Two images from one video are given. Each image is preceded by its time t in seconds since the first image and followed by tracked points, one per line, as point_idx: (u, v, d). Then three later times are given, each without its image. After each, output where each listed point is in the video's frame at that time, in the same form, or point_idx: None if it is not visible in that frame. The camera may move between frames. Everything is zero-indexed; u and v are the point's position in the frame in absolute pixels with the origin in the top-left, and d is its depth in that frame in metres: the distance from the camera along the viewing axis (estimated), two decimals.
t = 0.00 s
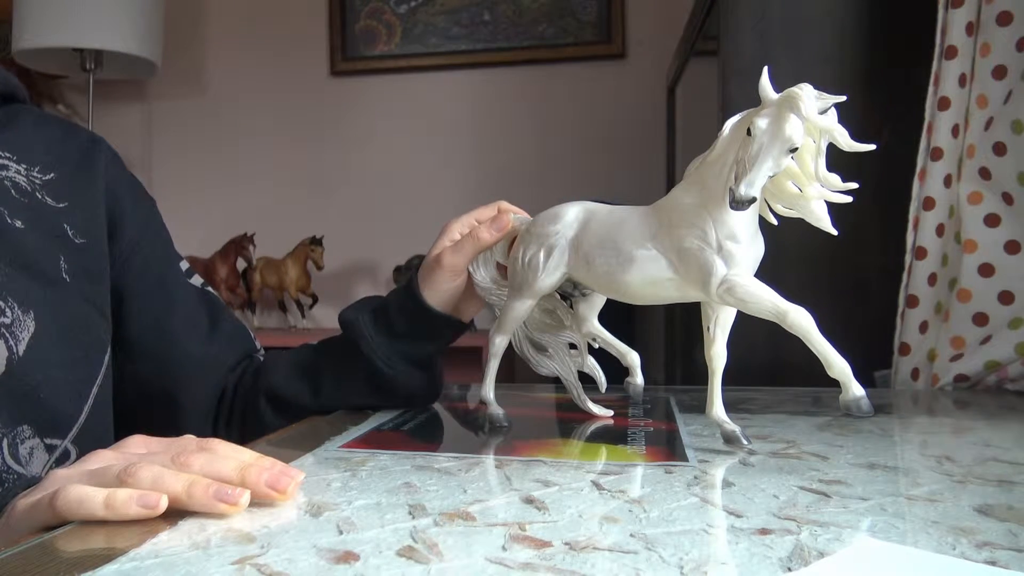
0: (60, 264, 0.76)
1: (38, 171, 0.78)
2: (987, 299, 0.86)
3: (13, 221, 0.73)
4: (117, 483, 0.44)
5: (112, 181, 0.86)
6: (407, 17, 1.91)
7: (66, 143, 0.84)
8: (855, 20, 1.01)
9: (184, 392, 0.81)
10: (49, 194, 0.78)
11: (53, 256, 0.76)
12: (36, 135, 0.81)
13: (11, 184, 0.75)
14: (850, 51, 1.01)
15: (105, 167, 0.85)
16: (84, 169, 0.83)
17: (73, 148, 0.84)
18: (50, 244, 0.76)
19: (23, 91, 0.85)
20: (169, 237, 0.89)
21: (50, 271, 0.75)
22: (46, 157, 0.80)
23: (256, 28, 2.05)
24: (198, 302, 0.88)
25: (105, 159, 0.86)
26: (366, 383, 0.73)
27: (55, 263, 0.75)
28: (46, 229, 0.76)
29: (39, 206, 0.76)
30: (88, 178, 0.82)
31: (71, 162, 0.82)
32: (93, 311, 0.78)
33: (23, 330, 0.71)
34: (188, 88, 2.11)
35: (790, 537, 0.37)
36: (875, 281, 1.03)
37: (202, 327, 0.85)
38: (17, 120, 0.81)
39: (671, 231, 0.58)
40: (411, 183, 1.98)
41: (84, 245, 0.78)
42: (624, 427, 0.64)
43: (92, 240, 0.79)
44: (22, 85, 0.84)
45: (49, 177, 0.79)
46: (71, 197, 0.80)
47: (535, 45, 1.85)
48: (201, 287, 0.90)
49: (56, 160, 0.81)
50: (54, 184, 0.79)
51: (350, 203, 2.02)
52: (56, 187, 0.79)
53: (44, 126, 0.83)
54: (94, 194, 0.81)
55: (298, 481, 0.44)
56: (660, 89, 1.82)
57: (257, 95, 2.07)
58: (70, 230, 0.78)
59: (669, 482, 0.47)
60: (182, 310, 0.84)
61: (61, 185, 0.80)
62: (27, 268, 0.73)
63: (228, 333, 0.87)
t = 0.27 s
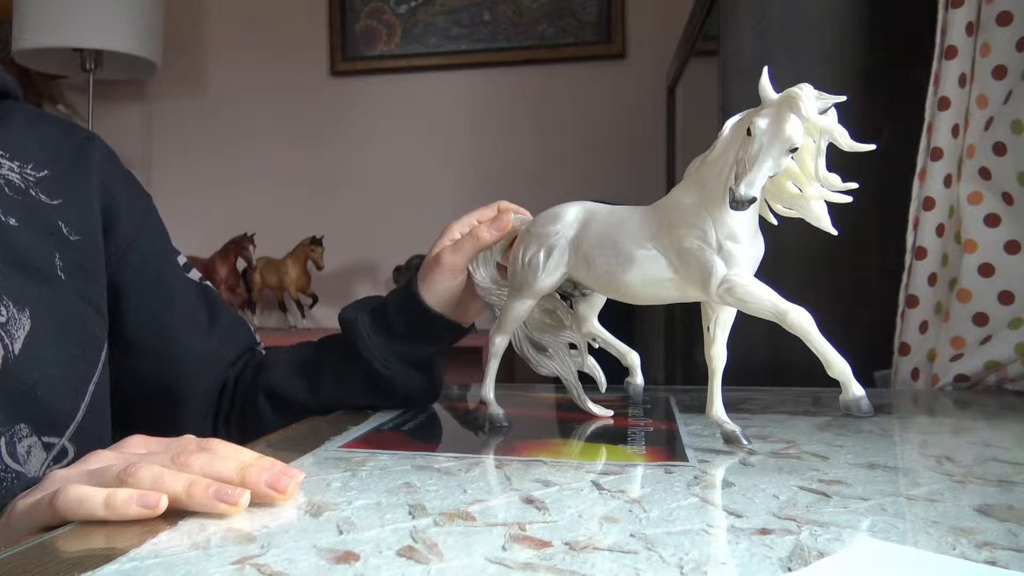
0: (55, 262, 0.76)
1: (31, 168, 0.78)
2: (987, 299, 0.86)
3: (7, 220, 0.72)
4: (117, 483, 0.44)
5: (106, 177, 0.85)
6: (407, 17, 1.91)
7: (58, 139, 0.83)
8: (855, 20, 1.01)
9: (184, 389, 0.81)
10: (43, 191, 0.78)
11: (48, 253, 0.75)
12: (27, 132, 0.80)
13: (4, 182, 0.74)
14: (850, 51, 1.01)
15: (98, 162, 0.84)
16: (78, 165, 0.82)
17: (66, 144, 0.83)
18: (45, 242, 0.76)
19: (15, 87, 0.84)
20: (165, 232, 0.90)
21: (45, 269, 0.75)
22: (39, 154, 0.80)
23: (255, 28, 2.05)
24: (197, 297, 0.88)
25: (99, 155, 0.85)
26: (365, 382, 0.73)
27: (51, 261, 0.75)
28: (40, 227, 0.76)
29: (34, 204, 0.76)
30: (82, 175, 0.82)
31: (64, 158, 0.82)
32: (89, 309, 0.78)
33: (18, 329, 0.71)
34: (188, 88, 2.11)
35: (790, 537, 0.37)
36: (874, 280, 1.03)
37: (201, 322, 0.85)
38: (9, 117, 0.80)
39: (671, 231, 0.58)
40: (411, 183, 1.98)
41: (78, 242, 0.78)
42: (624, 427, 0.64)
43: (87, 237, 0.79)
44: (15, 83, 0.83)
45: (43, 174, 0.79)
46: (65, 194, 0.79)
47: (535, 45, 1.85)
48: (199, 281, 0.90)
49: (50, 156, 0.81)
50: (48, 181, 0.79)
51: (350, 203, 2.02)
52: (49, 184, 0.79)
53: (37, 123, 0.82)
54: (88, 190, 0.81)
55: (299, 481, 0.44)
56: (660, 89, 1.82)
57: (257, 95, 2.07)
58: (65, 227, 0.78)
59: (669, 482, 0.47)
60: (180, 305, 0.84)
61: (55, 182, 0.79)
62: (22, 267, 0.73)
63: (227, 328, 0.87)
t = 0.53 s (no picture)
0: (44, 258, 0.76)
1: (17, 165, 0.78)
2: (987, 299, 0.86)
3: None
4: (117, 483, 0.44)
5: (95, 171, 0.85)
6: (407, 17, 1.91)
7: (44, 134, 0.83)
8: (855, 20, 1.01)
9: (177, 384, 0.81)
10: (30, 187, 0.78)
11: (36, 249, 0.76)
12: (12, 129, 0.80)
13: None
14: (849, 51, 1.01)
15: (86, 157, 0.84)
16: (65, 160, 0.82)
17: (52, 140, 0.83)
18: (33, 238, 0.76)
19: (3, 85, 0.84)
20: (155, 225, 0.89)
21: (34, 265, 0.75)
22: (25, 150, 0.80)
23: (256, 28, 2.05)
24: (190, 290, 0.88)
25: (86, 149, 0.85)
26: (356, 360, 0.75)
27: (39, 257, 0.76)
28: (27, 223, 0.76)
29: (20, 199, 0.76)
30: (69, 170, 0.82)
31: (50, 154, 0.82)
32: (79, 304, 0.78)
33: (8, 325, 0.71)
34: (188, 88, 2.11)
35: (790, 537, 0.37)
36: (874, 280, 1.03)
37: (195, 316, 0.85)
38: None
39: (672, 231, 0.58)
40: (411, 183, 1.98)
41: (67, 238, 0.78)
42: (624, 427, 0.64)
43: (75, 232, 0.79)
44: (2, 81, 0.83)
45: (29, 170, 0.79)
46: (52, 190, 0.79)
47: (535, 45, 1.85)
48: (190, 276, 0.90)
49: (36, 152, 0.81)
50: (34, 178, 0.79)
51: (350, 203, 2.02)
52: (36, 181, 0.79)
53: (22, 119, 0.82)
54: (75, 185, 0.81)
55: (299, 481, 0.44)
56: (660, 89, 1.82)
57: (257, 95, 2.07)
58: (53, 223, 0.78)
59: (669, 482, 0.47)
60: (174, 300, 0.84)
61: (42, 178, 0.79)
62: (11, 265, 0.73)
63: (223, 322, 0.86)
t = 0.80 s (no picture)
0: (36, 247, 0.75)
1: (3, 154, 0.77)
2: (987, 299, 0.86)
3: None
4: (117, 483, 0.44)
5: (86, 149, 0.84)
6: (407, 17, 1.91)
7: (29, 117, 0.81)
8: (855, 19, 1.01)
9: (217, 328, 0.82)
10: (16, 177, 0.77)
11: (28, 240, 0.75)
12: None
13: None
14: (849, 52, 1.01)
15: (73, 137, 0.83)
16: (53, 143, 0.81)
17: (38, 122, 0.82)
18: (24, 229, 0.75)
19: None
20: (158, 186, 0.88)
21: (27, 255, 0.74)
22: (8, 138, 0.78)
23: (255, 28, 2.05)
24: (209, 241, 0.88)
25: (73, 128, 0.83)
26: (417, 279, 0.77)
27: (32, 248, 0.75)
28: (16, 214, 0.75)
29: (5, 190, 0.75)
30: (56, 153, 0.80)
31: (35, 139, 0.81)
32: (79, 288, 0.77)
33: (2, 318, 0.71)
34: (188, 88, 2.11)
35: (790, 537, 0.37)
36: (874, 281, 1.03)
37: (219, 265, 0.85)
38: None
39: (671, 231, 0.58)
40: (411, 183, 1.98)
41: (57, 224, 0.78)
42: (624, 427, 0.64)
43: (65, 217, 0.78)
44: None
45: (14, 158, 0.78)
46: (38, 176, 0.78)
47: (535, 45, 1.85)
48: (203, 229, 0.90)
49: (19, 140, 0.79)
50: (20, 166, 0.78)
51: (350, 203, 2.02)
52: (22, 169, 0.78)
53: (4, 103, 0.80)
54: (62, 169, 0.80)
55: (299, 481, 0.44)
56: (660, 89, 1.82)
57: (257, 95, 2.07)
58: (41, 211, 0.77)
59: (669, 482, 0.47)
60: (193, 257, 0.84)
61: (28, 166, 0.78)
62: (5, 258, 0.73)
63: (249, 260, 0.87)
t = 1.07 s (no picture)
0: (42, 248, 0.75)
1: (5, 155, 0.77)
2: (987, 299, 0.86)
3: None
4: (117, 483, 0.44)
5: (89, 150, 0.84)
6: (407, 17, 1.91)
7: (32, 119, 0.82)
8: (855, 19, 1.01)
9: (224, 326, 0.81)
10: (20, 177, 0.77)
11: (33, 240, 0.75)
12: None
13: None
14: (849, 51, 1.01)
15: (77, 138, 0.83)
16: (57, 144, 0.81)
17: (40, 124, 0.82)
18: (29, 229, 0.75)
19: None
20: (163, 185, 0.88)
21: (33, 256, 0.74)
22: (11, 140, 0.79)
23: (255, 28, 2.05)
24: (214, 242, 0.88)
25: (76, 130, 0.84)
26: (440, 294, 0.78)
27: (37, 248, 0.75)
28: (20, 215, 0.75)
29: (10, 190, 0.75)
30: (60, 154, 0.81)
31: (40, 140, 0.81)
32: (85, 289, 0.78)
33: (7, 319, 0.70)
34: (188, 88, 2.11)
35: (790, 537, 0.37)
36: (875, 281, 1.03)
37: (225, 265, 0.85)
38: None
39: (671, 232, 0.58)
40: (411, 183, 1.98)
41: (61, 225, 0.78)
42: (624, 427, 0.64)
43: (69, 218, 0.79)
44: None
45: (18, 159, 0.78)
46: (42, 178, 0.79)
47: (535, 45, 1.85)
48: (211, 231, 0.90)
49: (24, 142, 0.80)
50: (24, 167, 0.78)
51: (350, 203, 2.02)
52: (26, 170, 0.78)
53: (9, 106, 0.81)
54: (65, 170, 0.80)
55: (299, 481, 0.44)
56: (660, 89, 1.82)
57: (257, 95, 2.07)
58: (45, 212, 0.77)
59: (669, 482, 0.47)
60: (198, 257, 0.84)
61: (32, 167, 0.79)
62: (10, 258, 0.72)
63: (254, 258, 0.86)
